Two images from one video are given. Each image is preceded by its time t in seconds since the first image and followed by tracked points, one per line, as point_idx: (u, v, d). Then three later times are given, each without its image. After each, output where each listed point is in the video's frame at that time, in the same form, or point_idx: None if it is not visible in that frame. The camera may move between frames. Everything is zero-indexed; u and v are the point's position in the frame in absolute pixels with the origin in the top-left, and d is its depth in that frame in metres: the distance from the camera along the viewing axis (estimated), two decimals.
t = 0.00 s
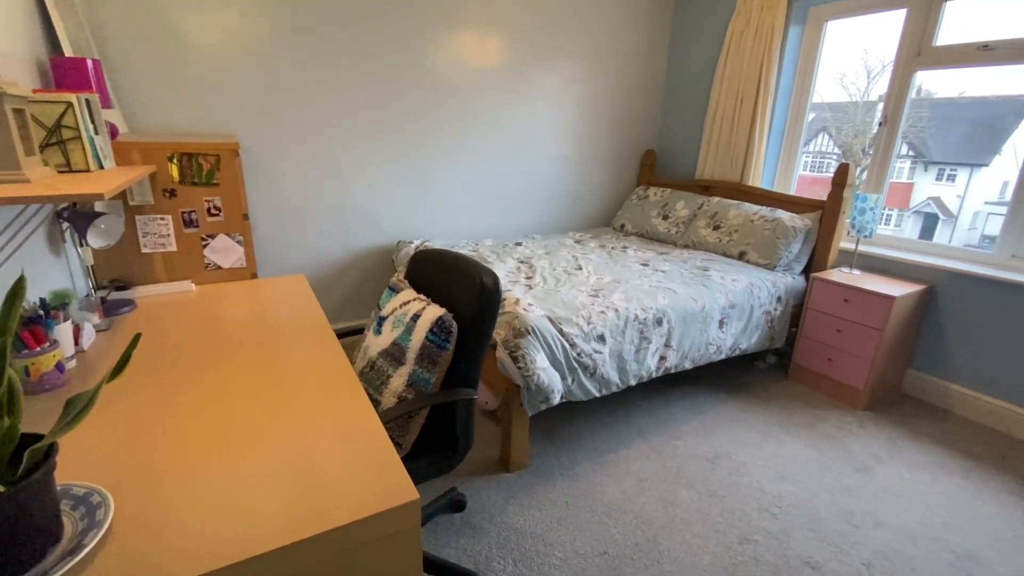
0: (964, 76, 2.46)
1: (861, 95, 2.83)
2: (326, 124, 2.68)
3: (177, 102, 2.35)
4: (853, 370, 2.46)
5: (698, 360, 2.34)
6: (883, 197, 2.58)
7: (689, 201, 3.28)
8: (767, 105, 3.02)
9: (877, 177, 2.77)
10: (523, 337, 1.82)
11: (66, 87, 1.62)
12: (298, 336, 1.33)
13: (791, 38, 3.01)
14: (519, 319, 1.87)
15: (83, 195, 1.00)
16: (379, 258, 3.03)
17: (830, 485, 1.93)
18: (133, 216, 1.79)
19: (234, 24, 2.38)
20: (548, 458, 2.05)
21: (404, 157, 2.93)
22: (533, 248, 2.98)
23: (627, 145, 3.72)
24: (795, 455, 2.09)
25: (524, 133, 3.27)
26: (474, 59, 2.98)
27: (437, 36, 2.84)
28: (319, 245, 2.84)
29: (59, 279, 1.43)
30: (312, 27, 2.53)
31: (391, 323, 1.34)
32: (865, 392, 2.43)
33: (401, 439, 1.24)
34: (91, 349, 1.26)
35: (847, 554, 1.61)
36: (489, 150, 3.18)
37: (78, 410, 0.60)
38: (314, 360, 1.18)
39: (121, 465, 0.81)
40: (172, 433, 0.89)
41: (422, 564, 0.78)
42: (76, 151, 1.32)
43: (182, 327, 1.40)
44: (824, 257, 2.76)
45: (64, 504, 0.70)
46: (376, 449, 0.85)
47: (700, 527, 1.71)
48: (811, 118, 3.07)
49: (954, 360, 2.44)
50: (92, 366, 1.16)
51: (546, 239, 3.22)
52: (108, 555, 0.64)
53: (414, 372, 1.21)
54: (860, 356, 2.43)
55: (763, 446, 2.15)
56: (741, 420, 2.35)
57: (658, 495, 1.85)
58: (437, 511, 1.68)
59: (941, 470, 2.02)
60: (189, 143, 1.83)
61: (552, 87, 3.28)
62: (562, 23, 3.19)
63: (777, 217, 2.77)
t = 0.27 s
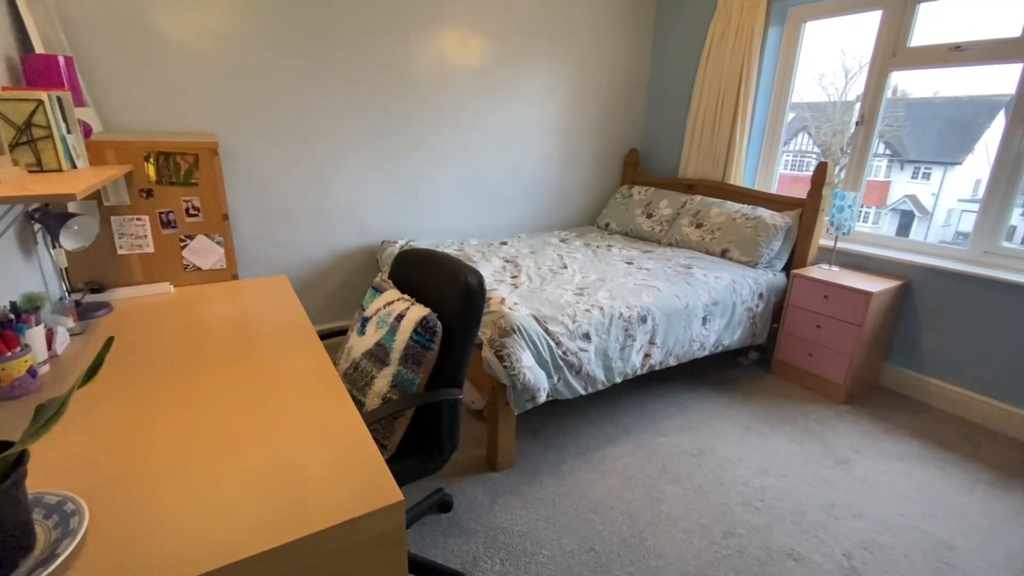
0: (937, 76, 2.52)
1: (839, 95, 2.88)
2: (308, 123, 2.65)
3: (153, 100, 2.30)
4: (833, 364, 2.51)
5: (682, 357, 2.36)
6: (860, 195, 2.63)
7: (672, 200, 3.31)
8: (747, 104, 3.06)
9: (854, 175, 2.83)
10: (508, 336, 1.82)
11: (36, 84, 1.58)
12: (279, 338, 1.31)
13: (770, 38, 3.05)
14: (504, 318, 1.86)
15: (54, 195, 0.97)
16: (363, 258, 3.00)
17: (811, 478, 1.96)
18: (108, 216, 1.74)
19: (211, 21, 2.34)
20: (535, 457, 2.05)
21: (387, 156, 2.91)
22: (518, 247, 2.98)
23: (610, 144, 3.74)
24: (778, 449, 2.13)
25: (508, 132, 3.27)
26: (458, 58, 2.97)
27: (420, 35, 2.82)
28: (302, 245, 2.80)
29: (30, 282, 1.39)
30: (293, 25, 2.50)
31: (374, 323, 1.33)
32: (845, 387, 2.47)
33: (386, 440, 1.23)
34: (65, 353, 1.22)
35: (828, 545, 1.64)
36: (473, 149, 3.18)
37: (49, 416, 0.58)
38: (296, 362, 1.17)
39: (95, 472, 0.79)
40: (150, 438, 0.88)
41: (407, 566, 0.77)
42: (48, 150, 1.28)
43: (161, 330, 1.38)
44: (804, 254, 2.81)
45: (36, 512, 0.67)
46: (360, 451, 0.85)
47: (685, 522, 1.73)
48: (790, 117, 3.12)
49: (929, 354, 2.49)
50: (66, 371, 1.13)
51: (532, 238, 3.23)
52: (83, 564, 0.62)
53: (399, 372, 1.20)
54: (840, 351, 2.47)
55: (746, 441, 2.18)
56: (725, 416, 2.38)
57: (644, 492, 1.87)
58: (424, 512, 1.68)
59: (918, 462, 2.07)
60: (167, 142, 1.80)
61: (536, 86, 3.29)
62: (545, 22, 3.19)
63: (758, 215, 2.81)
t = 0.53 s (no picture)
0: (911, 76, 2.58)
1: (818, 95, 2.93)
2: (288, 121, 2.62)
3: (128, 98, 2.25)
4: (813, 359, 2.56)
5: (666, 354, 2.39)
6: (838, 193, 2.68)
7: (655, 198, 3.34)
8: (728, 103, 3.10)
9: (832, 173, 2.89)
10: (493, 335, 1.82)
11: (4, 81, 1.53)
12: (260, 339, 1.30)
13: (750, 38, 3.09)
14: (489, 317, 1.86)
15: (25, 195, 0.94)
16: (346, 258, 2.98)
17: (792, 471, 2.00)
18: (82, 217, 1.70)
19: (188, 17, 2.29)
20: (521, 455, 2.05)
21: (370, 155, 2.89)
22: (503, 246, 2.98)
23: (594, 143, 3.76)
24: (760, 444, 2.16)
25: (492, 131, 3.27)
26: (440, 56, 2.96)
27: (402, 33, 2.80)
28: (284, 245, 2.77)
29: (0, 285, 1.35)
30: (272, 22, 2.46)
31: (357, 323, 1.32)
32: (824, 381, 2.52)
33: (370, 441, 1.22)
34: (37, 358, 1.19)
35: (809, 536, 1.67)
36: (457, 148, 3.17)
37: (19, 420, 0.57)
38: (277, 363, 1.16)
39: (68, 478, 0.77)
40: (127, 442, 0.86)
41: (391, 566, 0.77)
42: (17, 149, 1.25)
43: (138, 333, 1.35)
44: (784, 252, 2.86)
45: (8, 519, 0.66)
46: (343, 452, 0.84)
47: (669, 517, 1.75)
48: (770, 117, 3.17)
49: (905, 348, 2.56)
50: (39, 375, 1.10)
51: (517, 237, 3.23)
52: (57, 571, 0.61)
53: (383, 373, 1.20)
54: (819, 346, 2.52)
55: (729, 436, 2.21)
56: (708, 411, 2.41)
57: (629, 488, 1.88)
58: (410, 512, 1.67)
59: (895, 453, 2.12)
60: (142, 140, 1.76)
61: (519, 85, 3.29)
62: (528, 21, 3.20)
63: (739, 213, 2.85)
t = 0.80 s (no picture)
0: (885, 77, 2.64)
1: (797, 95, 2.99)
2: (268, 120, 2.58)
3: (102, 96, 2.20)
4: (792, 355, 2.60)
5: (649, 351, 2.41)
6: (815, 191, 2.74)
7: (638, 197, 3.37)
8: (709, 103, 3.14)
9: (810, 172, 2.95)
10: (478, 334, 1.82)
11: None
12: (240, 342, 1.28)
13: (729, 39, 3.13)
14: (473, 316, 1.86)
15: None
16: (328, 259, 2.95)
17: (773, 464, 2.03)
18: (53, 219, 1.65)
19: (163, 14, 2.24)
20: (506, 454, 2.06)
21: (353, 155, 2.86)
22: (487, 245, 2.98)
23: (578, 143, 3.78)
24: (741, 439, 2.20)
25: (475, 130, 3.27)
26: (423, 55, 2.94)
27: (384, 31, 2.78)
28: (264, 246, 2.73)
29: None
30: (250, 19, 2.43)
31: (339, 324, 1.31)
32: (803, 376, 2.57)
33: (353, 443, 1.21)
34: (7, 364, 1.15)
35: (789, 528, 1.70)
36: (441, 147, 3.16)
37: None
38: (257, 366, 1.14)
39: (40, 484, 0.75)
40: (101, 447, 0.84)
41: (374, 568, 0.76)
42: None
43: (114, 336, 1.32)
44: (763, 249, 2.90)
45: None
46: (325, 454, 0.83)
47: (653, 512, 1.77)
48: (751, 117, 3.22)
49: (881, 342, 2.62)
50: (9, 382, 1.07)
51: (501, 237, 3.23)
52: None
53: (366, 374, 1.19)
54: (798, 342, 2.57)
55: (712, 431, 2.24)
56: (691, 407, 2.44)
57: (613, 484, 1.90)
58: (395, 514, 1.66)
59: (872, 445, 2.17)
60: (115, 140, 1.73)
61: (502, 84, 3.29)
62: (510, 20, 3.20)
63: (720, 212, 2.89)
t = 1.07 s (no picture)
0: (861, 78, 2.70)
1: (777, 95, 3.03)
2: (248, 119, 2.55)
3: (75, 95, 2.14)
4: (773, 351, 2.65)
5: (633, 349, 2.43)
6: (794, 190, 2.78)
7: (621, 197, 3.39)
8: (690, 103, 3.17)
9: (790, 171, 3.01)
10: (462, 334, 1.81)
11: None
12: (220, 344, 1.26)
13: (710, 40, 3.17)
14: (458, 316, 1.86)
15: None
16: (311, 259, 2.92)
17: (755, 459, 2.07)
18: (24, 220, 1.60)
19: (137, 10, 2.19)
20: (492, 453, 2.06)
21: (335, 154, 2.84)
22: (472, 245, 2.98)
23: (561, 142, 3.79)
24: (724, 434, 2.23)
25: (459, 130, 3.26)
26: (405, 54, 2.93)
27: (366, 30, 2.76)
28: (245, 247, 2.69)
29: None
30: (229, 16, 2.39)
31: (321, 325, 1.30)
32: (783, 371, 2.62)
33: (336, 445, 1.21)
34: None
35: (770, 521, 1.73)
36: (424, 147, 3.15)
37: None
38: (237, 368, 1.13)
39: (11, 491, 0.73)
40: (76, 452, 0.82)
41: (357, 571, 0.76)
42: None
43: (88, 340, 1.29)
44: (744, 247, 2.95)
45: None
46: (307, 457, 0.83)
47: (638, 508, 1.78)
48: (732, 117, 3.27)
49: (858, 337, 2.68)
50: None
51: (486, 236, 3.22)
52: None
53: (348, 375, 1.18)
54: (779, 338, 2.62)
55: (695, 427, 2.27)
56: (675, 404, 2.47)
57: (599, 481, 1.91)
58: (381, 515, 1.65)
59: (850, 438, 2.22)
60: (90, 139, 1.69)
61: (486, 84, 3.29)
62: (493, 20, 3.20)
63: (702, 211, 2.92)
